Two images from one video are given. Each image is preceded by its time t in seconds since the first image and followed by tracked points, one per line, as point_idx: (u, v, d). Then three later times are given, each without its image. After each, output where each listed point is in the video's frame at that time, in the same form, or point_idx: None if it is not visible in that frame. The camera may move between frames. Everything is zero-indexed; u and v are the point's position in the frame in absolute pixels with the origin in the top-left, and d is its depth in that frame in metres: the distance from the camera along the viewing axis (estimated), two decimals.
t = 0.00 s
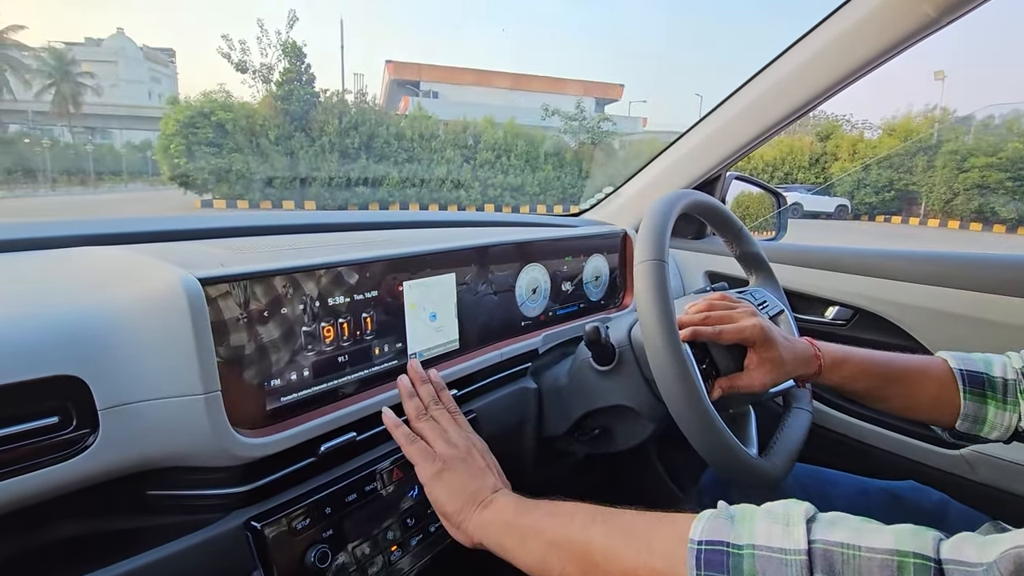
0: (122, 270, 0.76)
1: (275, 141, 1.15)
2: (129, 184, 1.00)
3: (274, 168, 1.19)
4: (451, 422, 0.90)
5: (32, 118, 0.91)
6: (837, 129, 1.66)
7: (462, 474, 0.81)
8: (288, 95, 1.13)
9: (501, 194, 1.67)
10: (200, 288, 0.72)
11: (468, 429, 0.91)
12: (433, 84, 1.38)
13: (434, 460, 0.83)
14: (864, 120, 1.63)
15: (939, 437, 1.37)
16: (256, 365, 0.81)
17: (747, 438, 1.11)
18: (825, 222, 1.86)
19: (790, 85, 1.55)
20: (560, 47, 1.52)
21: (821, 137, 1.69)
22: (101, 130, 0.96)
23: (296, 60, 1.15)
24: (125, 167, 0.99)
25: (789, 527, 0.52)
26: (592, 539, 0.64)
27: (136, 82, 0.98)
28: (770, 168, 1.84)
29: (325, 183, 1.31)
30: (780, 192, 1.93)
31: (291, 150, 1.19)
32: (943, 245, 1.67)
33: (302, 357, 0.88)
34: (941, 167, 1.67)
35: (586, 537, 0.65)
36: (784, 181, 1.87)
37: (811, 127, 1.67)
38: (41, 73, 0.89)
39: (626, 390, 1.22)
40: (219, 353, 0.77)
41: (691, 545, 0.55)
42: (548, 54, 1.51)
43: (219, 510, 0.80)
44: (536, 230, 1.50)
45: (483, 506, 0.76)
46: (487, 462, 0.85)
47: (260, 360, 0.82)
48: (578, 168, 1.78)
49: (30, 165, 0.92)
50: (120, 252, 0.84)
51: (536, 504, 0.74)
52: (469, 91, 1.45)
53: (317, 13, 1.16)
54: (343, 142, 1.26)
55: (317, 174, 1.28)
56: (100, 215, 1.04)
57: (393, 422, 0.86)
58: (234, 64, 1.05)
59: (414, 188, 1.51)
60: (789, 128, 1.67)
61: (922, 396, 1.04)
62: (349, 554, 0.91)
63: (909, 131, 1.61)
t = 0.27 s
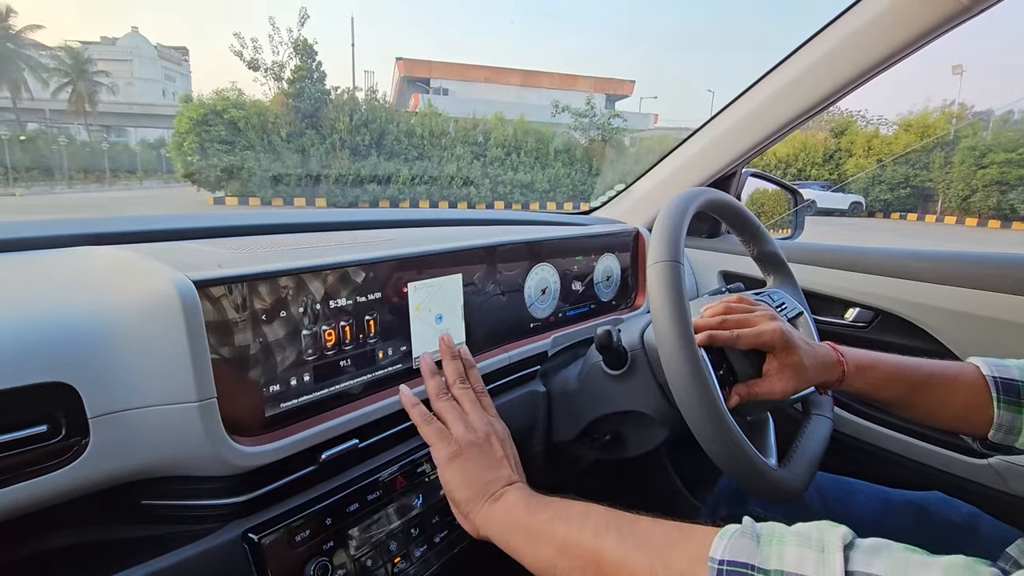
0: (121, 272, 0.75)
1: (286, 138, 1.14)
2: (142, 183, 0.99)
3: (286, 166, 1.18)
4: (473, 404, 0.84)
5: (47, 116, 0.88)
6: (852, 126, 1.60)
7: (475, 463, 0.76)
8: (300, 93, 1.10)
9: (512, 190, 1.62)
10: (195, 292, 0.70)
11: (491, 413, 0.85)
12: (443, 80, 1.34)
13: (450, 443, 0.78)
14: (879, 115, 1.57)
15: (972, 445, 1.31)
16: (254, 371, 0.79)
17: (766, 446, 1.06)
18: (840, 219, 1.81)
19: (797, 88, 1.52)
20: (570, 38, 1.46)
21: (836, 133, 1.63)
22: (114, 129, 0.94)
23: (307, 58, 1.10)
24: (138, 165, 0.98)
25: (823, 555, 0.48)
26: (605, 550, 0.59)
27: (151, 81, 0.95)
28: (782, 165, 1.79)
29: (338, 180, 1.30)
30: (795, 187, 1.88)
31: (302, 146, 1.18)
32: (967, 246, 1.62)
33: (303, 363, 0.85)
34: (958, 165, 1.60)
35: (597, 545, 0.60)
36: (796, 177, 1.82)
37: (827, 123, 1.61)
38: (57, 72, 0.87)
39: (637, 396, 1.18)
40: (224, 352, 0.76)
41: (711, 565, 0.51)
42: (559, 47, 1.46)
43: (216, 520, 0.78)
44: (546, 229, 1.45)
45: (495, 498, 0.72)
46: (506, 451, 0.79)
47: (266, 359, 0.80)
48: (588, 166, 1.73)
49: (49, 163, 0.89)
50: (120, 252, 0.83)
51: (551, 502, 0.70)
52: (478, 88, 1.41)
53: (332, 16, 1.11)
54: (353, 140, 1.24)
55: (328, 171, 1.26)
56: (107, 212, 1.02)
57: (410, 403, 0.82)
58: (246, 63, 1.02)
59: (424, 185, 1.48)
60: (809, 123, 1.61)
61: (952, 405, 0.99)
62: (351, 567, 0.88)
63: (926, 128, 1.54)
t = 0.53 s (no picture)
0: (109, 273, 0.72)
1: (290, 135, 1.10)
2: (148, 180, 0.96)
3: (290, 163, 1.13)
4: (482, 395, 0.79)
5: (56, 113, 0.87)
6: (858, 120, 1.57)
7: (481, 461, 0.73)
8: (304, 89, 1.06)
9: (517, 185, 1.56)
10: (184, 295, 0.67)
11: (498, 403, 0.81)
12: (448, 76, 1.29)
13: (454, 439, 0.74)
14: (888, 109, 1.53)
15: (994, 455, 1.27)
16: (247, 377, 0.76)
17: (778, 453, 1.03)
18: (848, 215, 1.79)
19: (806, 85, 1.49)
20: (574, 31, 1.43)
21: (843, 128, 1.60)
22: (122, 126, 0.93)
23: (312, 54, 1.07)
24: (145, 163, 0.96)
25: None
26: (612, 555, 0.58)
27: (157, 77, 0.93)
28: (788, 160, 1.76)
29: (342, 177, 1.24)
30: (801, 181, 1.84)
31: (307, 143, 1.13)
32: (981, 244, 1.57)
33: (298, 367, 0.82)
34: (969, 159, 1.58)
35: (604, 551, 0.59)
36: (805, 173, 1.80)
37: (833, 118, 1.57)
38: (65, 69, 0.85)
39: (644, 399, 1.15)
40: (224, 352, 0.74)
41: None
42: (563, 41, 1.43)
43: (207, 531, 0.75)
44: (550, 227, 1.42)
45: (500, 498, 0.70)
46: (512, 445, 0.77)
47: (260, 364, 0.78)
48: (592, 162, 1.67)
49: (57, 161, 0.88)
50: (111, 252, 0.81)
51: (558, 504, 0.68)
52: (482, 85, 1.36)
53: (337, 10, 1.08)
54: (358, 136, 1.20)
55: (333, 168, 1.21)
56: (109, 210, 0.99)
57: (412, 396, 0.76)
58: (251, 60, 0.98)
59: (428, 182, 1.42)
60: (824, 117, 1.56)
61: (973, 411, 0.98)
62: None
63: (934, 122, 1.52)
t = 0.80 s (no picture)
0: (87, 273, 0.69)
1: (291, 130, 1.07)
2: (148, 175, 0.93)
3: (290, 158, 1.10)
4: (428, 453, 0.78)
5: (55, 108, 0.83)
6: (862, 115, 1.53)
7: (452, 516, 0.70)
8: (304, 84, 1.04)
9: (517, 181, 1.52)
10: (163, 298, 0.64)
11: (445, 454, 0.80)
12: (448, 71, 1.27)
13: (414, 507, 0.71)
14: (890, 105, 1.50)
15: (1004, 461, 1.26)
16: (232, 381, 0.73)
17: (783, 458, 1.00)
18: (849, 211, 1.76)
19: (814, 72, 1.43)
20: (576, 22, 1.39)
21: (846, 123, 1.56)
22: (122, 121, 0.89)
23: (311, 48, 1.04)
24: (146, 158, 0.92)
25: None
26: None
27: (156, 72, 0.89)
28: (792, 154, 1.71)
29: (343, 173, 1.21)
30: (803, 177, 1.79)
31: (307, 138, 1.10)
32: (987, 240, 1.54)
33: (286, 370, 0.79)
34: (971, 155, 1.54)
35: None
36: (806, 169, 1.75)
37: (837, 113, 1.53)
38: (65, 64, 0.82)
39: (644, 401, 1.12)
40: (209, 355, 0.71)
41: None
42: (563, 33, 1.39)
43: (191, 541, 0.73)
44: (549, 224, 1.39)
45: (480, 549, 0.66)
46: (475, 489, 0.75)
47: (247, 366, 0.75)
48: (594, 158, 1.62)
49: (56, 156, 0.84)
50: (92, 250, 0.78)
51: (544, 545, 0.65)
52: (484, 79, 1.33)
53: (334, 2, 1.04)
54: (358, 132, 1.16)
55: (333, 163, 1.18)
56: (106, 209, 0.95)
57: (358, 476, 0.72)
58: (251, 53, 0.97)
59: (429, 177, 1.38)
60: (837, 110, 1.51)
61: (982, 413, 0.95)
62: None
63: (937, 117, 1.49)
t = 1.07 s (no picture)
0: (72, 267, 0.68)
1: (289, 125, 1.05)
2: (147, 170, 0.92)
3: (290, 153, 1.08)
4: (485, 372, 0.80)
5: (53, 102, 0.81)
6: (861, 112, 1.51)
7: (496, 429, 0.73)
8: (303, 79, 1.02)
9: (514, 176, 1.51)
10: (147, 294, 0.63)
11: (507, 375, 0.82)
12: (446, 66, 1.25)
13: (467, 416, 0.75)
14: (889, 101, 1.48)
15: (999, 455, 1.27)
16: (218, 379, 0.72)
17: (779, 455, 0.99)
18: (848, 207, 1.75)
19: (818, 66, 1.41)
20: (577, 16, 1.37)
21: (845, 119, 1.54)
22: (120, 115, 0.87)
23: (310, 42, 1.00)
24: (145, 153, 0.91)
25: (861, 562, 0.43)
26: (625, 517, 0.56)
27: (154, 66, 0.87)
28: (791, 151, 1.69)
29: (342, 168, 1.20)
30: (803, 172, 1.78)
31: (305, 133, 1.08)
32: (985, 237, 1.55)
33: (275, 367, 0.78)
34: (970, 152, 1.55)
35: (619, 514, 0.57)
36: (805, 164, 1.74)
37: (833, 110, 1.51)
38: (61, 58, 0.79)
39: (641, 398, 1.11)
40: (195, 352, 0.69)
41: (736, 551, 0.48)
42: (565, 28, 1.36)
43: (179, 540, 0.72)
44: (546, 220, 1.37)
45: (521, 457, 0.69)
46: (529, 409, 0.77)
47: (235, 363, 0.73)
48: (592, 152, 1.62)
49: (52, 150, 0.82)
50: (73, 244, 0.77)
51: (579, 459, 0.67)
52: (483, 74, 1.31)
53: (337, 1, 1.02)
54: (356, 126, 1.15)
55: (332, 158, 1.16)
56: (103, 203, 0.93)
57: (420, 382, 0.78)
58: (250, 47, 0.93)
59: (428, 171, 1.37)
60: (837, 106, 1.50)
61: (983, 412, 0.94)
62: None
63: (935, 113, 1.48)
